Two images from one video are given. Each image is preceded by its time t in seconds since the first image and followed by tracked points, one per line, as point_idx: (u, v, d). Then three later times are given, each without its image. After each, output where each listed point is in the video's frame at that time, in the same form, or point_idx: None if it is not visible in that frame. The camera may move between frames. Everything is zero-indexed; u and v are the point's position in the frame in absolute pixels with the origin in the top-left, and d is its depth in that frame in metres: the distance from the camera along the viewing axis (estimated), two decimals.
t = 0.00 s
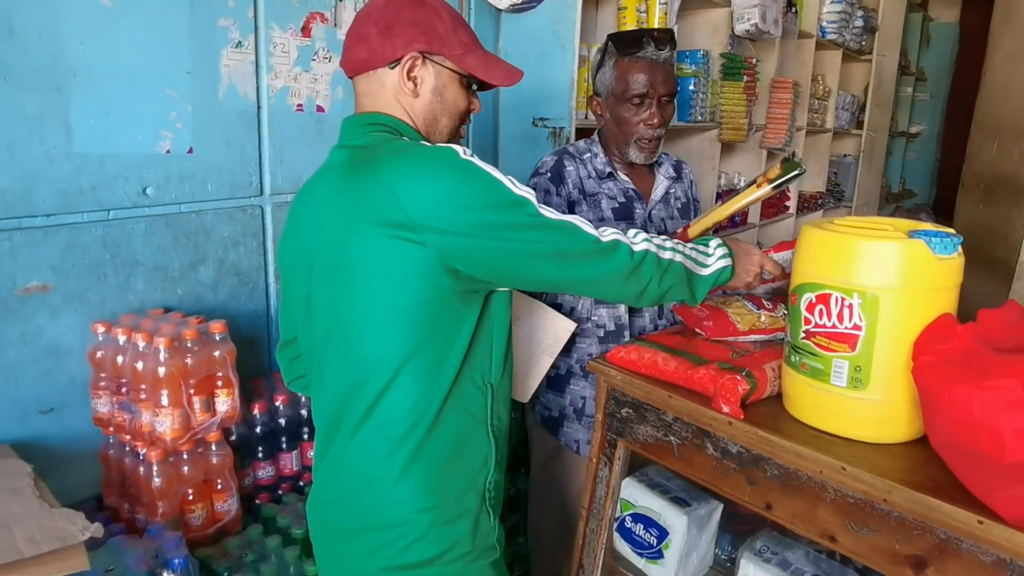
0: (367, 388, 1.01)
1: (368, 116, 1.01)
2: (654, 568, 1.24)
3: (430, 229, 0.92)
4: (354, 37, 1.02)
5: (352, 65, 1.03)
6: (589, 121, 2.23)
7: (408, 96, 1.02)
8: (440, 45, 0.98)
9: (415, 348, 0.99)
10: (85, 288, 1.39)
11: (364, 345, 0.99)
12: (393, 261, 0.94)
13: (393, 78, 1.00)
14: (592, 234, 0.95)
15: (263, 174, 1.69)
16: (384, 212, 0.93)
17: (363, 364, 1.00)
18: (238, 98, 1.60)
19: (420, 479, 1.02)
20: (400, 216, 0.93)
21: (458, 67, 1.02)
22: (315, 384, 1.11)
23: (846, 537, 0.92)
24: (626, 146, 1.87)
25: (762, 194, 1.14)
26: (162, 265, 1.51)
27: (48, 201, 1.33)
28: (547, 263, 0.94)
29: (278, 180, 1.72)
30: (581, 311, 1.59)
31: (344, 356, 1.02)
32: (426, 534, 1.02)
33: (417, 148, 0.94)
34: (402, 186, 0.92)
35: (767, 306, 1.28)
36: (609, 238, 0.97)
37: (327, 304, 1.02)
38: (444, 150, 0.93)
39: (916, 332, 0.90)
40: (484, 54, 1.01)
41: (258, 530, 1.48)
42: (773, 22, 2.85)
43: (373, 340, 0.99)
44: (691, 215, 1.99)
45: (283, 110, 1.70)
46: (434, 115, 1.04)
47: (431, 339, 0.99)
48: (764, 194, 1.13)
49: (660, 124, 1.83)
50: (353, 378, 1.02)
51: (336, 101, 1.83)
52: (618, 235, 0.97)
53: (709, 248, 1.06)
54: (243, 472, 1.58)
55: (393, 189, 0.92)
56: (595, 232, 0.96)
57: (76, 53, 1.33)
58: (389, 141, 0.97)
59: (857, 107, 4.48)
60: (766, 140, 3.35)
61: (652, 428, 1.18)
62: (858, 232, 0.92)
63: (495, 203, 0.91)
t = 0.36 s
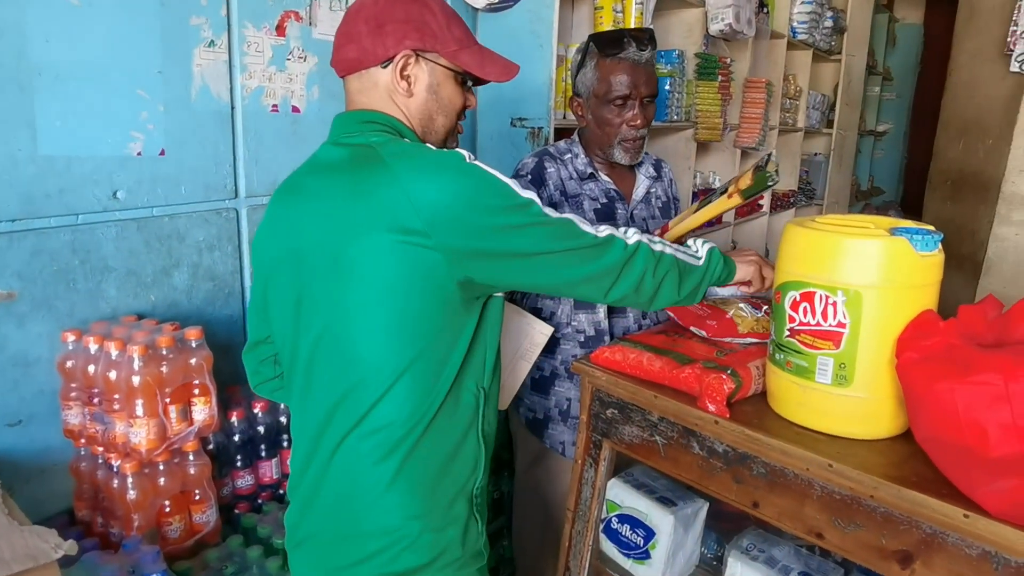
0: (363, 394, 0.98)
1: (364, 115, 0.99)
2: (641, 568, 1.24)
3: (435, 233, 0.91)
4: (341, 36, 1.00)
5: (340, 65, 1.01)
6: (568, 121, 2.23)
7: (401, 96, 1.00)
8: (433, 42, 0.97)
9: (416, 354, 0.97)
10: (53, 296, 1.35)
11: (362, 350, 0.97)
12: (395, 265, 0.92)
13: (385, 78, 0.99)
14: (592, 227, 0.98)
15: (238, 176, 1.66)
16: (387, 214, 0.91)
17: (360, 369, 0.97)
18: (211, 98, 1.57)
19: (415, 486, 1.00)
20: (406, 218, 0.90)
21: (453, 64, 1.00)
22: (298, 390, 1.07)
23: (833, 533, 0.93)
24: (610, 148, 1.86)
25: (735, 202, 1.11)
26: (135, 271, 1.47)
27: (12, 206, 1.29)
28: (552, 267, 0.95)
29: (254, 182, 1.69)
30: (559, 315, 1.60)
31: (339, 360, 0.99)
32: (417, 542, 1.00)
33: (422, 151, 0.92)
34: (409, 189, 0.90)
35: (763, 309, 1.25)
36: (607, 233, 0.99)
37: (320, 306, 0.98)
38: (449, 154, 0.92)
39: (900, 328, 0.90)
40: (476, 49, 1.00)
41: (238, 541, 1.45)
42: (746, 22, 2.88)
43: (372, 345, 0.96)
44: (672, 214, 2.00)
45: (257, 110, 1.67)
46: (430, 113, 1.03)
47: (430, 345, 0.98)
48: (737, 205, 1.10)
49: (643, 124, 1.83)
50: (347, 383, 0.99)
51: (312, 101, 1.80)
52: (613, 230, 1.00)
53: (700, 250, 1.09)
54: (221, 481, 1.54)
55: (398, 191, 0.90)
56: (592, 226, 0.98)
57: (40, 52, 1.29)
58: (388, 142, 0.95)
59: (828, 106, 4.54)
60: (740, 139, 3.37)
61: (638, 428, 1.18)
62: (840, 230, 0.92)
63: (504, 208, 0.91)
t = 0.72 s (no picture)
0: (318, 413, 0.95)
1: (327, 123, 0.96)
2: (622, 568, 1.24)
3: (384, 248, 0.86)
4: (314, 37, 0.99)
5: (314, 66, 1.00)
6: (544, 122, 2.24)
7: (370, 98, 0.97)
8: (405, 43, 0.93)
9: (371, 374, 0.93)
10: (21, 303, 1.32)
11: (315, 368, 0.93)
12: (343, 281, 0.88)
13: (355, 79, 0.96)
14: (531, 317, 0.92)
15: (211, 179, 1.63)
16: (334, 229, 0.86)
17: (313, 387, 0.94)
18: (183, 101, 1.54)
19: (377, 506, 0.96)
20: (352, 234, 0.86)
21: (427, 64, 0.96)
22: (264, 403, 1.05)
23: (812, 530, 0.93)
24: (586, 149, 1.87)
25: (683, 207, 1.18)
26: (107, 276, 1.44)
27: None
28: (491, 340, 0.89)
29: (228, 185, 1.67)
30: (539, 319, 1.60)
31: (293, 378, 0.96)
32: (382, 561, 0.97)
33: (374, 163, 0.89)
34: (357, 203, 0.86)
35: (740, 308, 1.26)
36: (547, 330, 0.93)
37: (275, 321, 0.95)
38: (401, 167, 0.88)
39: (875, 326, 0.92)
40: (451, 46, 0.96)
41: (216, 550, 1.43)
42: (720, 23, 2.90)
43: (326, 362, 0.93)
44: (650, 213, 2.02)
45: (230, 112, 1.64)
46: (401, 116, 0.99)
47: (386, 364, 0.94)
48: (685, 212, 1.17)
49: (619, 126, 1.85)
50: (304, 401, 0.95)
51: (286, 103, 1.78)
52: (554, 329, 0.93)
53: (635, 295, 1.01)
54: (198, 489, 1.52)
55: (346, 206, 0.86)
56: (534, 315, 0.92)
57: (5, 53, 1.25)
58: (344, 155, 0.92)
59: (800, 106, 4.60)
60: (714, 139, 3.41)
61: (618, 429, 1.18)
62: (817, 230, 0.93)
63: (456, 239, 0.87)
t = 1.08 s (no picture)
0: (266, 422, 0.93)
1: (281, 124, 0.94)
2: (594, 570, 1.24)
3: (329, 257, 0.84)
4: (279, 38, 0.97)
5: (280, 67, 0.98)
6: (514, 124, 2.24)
7: (322, 98, 0.94)
8: (356, 37, 0.90)
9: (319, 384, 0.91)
10: None
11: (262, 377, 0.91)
12: (288, 292, 0.86)
13: (306, 79, 0.92)
14: (498, 319, 0.89)
15: (176, 183, 1.60)
16: (278, 235, 0.85)
17: (260, 395, 0.93)
18: (146, 102, 1.51)
19: (325, 518, 0.95)
20: (295, 241, 0.84)
21: (381, 59, 0.93)
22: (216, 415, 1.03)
23: (781, 529, 0.94)
24: (559, 157, 1.88)
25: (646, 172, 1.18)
26: (66, 282, 1.41)
27: None
28: (452, 351, 0.86)
29: (193, 188, 1.64)
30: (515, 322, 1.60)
31: (241, 386, 0.94)
32: None
33: (323, 167, 0.86)
34: (301, 211, 0.83)
35: (708, 310, 1.28)
36: (515, 332, 0.90)
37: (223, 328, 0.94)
38: (350, 171, 0.85)
39: (841, 326, 0.93)
40: (406, 40, 0.93)
41: (182, 561, 1.41)
42: (686, 26, 2.94)
43: (273, 371, 0.91)
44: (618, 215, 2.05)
45: (195, 115, 1.61)
46: (358, 115, 0.96)
47: (337, 378, 0.92)
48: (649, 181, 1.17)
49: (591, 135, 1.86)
50: (252, 409, 0.94)
51: (252, 105, 1.75)
52: (523, 329, 0.90)
53: (606, 280, 0.99)
54: (164, 499, 1.49)
55: (290, 211, 0.84)
56: (500, 317, 0.90)
57: None
58: (294, 158, 0.89)
59: (766, 108, 4.67)
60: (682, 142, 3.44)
61: (589, 431, 1.19)
62: (781, 232, 0.94)
63: (410, 248, 0.83)
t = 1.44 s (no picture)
0: (197, 459, 0.87)
1: (224, 129, 0.83)
2: (561, 570, 1.25)
3: (240, 296, 0.72)
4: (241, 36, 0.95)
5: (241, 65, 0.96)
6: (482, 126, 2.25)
7: (261, 96, 0.83)
8: (296, 25, 0.77)
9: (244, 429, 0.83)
10: None
11: (191, 414, 0.85)
12: (202, 331, 0.77)
13: (244, 75, 0.82)
14: (434, 376, 0.74)
15: (137, 184, 1.57)
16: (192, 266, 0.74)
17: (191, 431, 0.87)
18: (105, 102, 1.48)
19: (257, 563, 0.88)
20: (208, 276, 0.74)
21: (327, 47, 0.80)
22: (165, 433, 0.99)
23: (743, 526, 0.96)
24: (529, 163, 1.89)
25: (634, 150, 1.04)
26: (21, 286, 1.37)
27: None
28: (376, 411, 0.74)
29: (154, 189, 1.61)
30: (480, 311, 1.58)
31: (175, 416, 0.88)
32: None
33: (245, 186, 0.74)
34: (212, 243, 0.73)
35: (672, 310, 1.30)
36: (450, 394, 0.75)
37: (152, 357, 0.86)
38: (271, 194, 0.72)
39: (799, 326, 0.95)
40: (360, 22, 0.81)
41: (144, 569, 1.38)
42: (652, 30, 2.97)
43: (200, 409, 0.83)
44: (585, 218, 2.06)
45: (157, 115, 1.58)
46: (304, 113, 0.84)
47: (263, 425, 0.83)
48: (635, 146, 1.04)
49: (559, 142, 1.88)
50: (184, 443, 0.88)
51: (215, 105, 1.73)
52: (461, 392, 0.75)
53: (573, 307, 0.85)
54: (124, 506, 1.46)
55: (204, 241, 0.73)
56: (437, 373, 0.74)
57: None
58: (224, 172, 0.78)
59: (731, 112, 4.74)
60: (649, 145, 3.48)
61: (556, 432, 1.19)
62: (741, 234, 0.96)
63: (336, 292, 0.70)
